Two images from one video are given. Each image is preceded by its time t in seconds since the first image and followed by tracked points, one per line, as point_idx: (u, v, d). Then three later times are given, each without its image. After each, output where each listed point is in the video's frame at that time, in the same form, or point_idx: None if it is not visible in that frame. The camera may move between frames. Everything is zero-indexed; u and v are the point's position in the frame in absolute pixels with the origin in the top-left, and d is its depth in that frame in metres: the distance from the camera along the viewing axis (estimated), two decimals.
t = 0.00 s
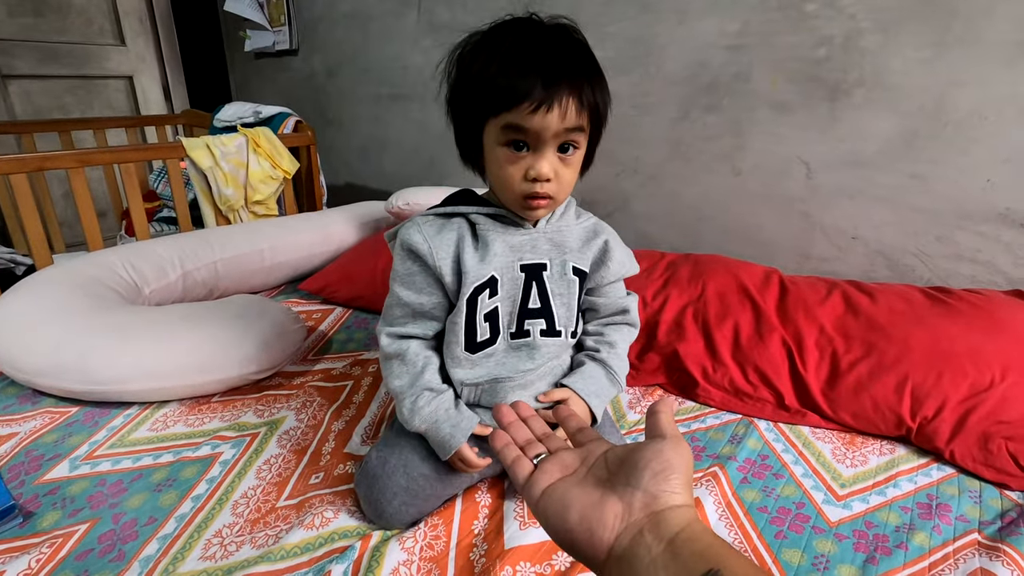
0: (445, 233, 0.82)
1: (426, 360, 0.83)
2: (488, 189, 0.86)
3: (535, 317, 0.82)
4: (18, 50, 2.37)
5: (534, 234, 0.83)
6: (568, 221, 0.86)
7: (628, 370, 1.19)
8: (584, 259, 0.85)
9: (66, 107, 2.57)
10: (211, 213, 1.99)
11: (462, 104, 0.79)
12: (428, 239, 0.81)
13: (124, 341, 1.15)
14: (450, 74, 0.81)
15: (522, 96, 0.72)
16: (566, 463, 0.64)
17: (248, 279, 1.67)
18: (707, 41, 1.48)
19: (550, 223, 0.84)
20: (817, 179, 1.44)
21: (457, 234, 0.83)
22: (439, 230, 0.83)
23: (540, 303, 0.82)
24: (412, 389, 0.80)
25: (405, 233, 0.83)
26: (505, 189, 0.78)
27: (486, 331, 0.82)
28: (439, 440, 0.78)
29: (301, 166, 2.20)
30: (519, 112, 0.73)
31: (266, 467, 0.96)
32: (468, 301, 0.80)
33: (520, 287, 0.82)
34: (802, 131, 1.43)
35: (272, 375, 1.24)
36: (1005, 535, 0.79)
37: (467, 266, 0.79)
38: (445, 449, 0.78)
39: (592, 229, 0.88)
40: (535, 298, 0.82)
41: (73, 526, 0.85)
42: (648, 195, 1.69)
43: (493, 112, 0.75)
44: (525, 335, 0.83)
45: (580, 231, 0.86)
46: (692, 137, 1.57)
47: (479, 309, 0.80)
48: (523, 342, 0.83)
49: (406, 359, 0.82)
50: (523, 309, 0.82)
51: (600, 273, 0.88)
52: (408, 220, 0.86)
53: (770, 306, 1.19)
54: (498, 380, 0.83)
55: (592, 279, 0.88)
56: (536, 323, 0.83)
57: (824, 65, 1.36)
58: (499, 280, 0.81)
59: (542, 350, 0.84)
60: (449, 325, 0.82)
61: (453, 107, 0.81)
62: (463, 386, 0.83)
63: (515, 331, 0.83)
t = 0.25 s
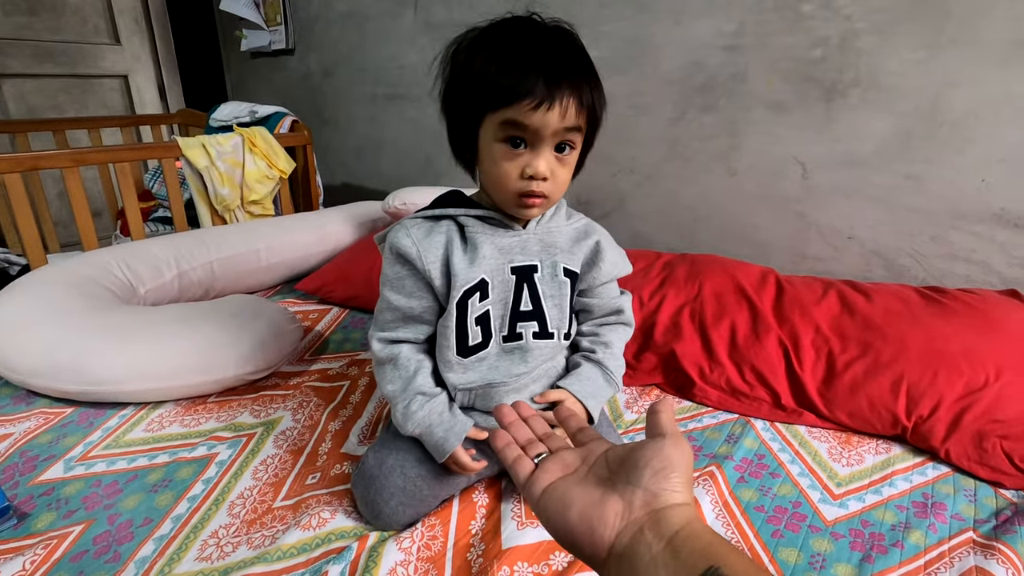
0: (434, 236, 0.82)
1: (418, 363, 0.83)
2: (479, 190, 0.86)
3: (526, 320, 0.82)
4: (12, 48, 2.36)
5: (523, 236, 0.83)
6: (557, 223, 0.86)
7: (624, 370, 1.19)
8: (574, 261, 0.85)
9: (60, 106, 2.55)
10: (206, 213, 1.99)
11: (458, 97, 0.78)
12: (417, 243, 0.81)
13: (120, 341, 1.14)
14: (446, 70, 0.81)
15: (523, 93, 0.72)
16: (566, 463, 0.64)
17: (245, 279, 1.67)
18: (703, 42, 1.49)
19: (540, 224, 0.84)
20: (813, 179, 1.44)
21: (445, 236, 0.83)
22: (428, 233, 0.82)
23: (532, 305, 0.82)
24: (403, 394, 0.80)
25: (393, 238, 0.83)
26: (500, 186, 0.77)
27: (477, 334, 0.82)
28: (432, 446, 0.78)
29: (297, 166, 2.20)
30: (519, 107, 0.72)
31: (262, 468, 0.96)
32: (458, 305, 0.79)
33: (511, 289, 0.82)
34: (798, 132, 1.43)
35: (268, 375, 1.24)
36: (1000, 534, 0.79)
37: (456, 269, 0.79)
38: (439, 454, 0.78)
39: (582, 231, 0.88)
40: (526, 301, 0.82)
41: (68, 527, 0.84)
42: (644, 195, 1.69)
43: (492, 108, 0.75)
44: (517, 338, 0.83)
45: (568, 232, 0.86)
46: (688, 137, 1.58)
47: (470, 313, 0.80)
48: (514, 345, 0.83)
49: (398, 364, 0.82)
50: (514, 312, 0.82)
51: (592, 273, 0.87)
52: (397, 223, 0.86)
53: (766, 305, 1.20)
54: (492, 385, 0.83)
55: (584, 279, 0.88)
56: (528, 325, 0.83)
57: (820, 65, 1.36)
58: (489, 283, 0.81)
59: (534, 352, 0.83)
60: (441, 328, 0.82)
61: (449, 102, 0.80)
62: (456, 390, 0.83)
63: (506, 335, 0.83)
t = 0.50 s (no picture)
0: (428, 237, 0.83)
1: (414, 364, 0.83)
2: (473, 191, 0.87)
3: (521, 320, 0.83)
4: (7, 49, 2.35)
5: (517, 236, 0.84)
6: (553, 222, 0.86)
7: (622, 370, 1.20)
8: (570, 261, 0.85)
9: (56, 107, 2.54)
10: (203, 214, 1.98)
11: (446, 99, 0.79)
12: (412, 245, 0.82)
13: (116, 343, 1.14)
14: (434, 72, 0.81)
15: (509, 96, 0.73)
16: (564, 459, 0.64)
17: (241, 280, 1.67)
18: (699, 42, 1.49)
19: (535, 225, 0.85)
20: (809, 178, 1.45)
21: (440, 238, 0.83)
22: (423, 234, 0.83)
23: (527, 305, 0.83)
24: (400, 395, 0.81)
25: (389, 239, 0.83)
26: (491, 189, 0.78)
27: (473, 335, 0.82)
28: (429, 446, 0.79)
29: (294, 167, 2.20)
30: (506, 111, 0.73)
31: (259, 469, 0.96)
32: (452, 306, 0.80)
33: (506, 289, 0.82)
34: (794, 131, 1.43)
35: (264, 376, 1.23)
36: (995, 531, 0.80)
37: (450, 269, 0.80)
38: (436, 455, 0.78)
39: (579, 232, 0.88)
40: (521, 301, 0.82)
41: (64, 530, 0.84)
42: (642, 195, 1.69)
43: (478, 112, 0.75)
44: (512, 338, 0.83)
45: (562, 231, 0.86)
46: (684, 137, 1.58)
47: (465, 314, 0.81)
48: (510, 346, 0.83)
49: (394, 365, 0.83)
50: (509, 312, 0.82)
51: (588, 273, 0.88)
52: (392, 224, 0.86)
53: (762, 304, 1.20)
54: (487, 386, 0.82)
55: (580, 280, 0.88)
56: (523, 326, 0.83)
57: (815, 66, 1.36)
58: (484, 283, 0.81)
59: (529, 352, 0.83)
60: (436, 329, 0.82)
61: (438, 105, 0.80)
62: (453, 391, 0.83)
63: (502, 335, 0.83)
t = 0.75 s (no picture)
0: (414, 243, 0.85)
1: (401, 366, 0.85)
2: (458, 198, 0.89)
3: (506, 322, 0.85)
4: None
5: (501, 241, 0.86)
6: (536, 227, 0.89)
7: (608, 368, 1.22)
8: (552, 265, 0.89)
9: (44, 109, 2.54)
10: (193, 216, 1.99)
11: (431, 109, 0.81)
12: (398, 251, 0.84)
13: (108, 347, 1.15)
14: (420, 82, 0.83)
15: (490, 107, 0.75)
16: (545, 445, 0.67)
17: (232, 283, 1.68)
18: (682, 45, 1.52)
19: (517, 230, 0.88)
20: (791, 179, 1.48)
21: (425, 244, 0.85)
22: (409, 240, 0.85)
23: (510, 309, 0.85)
24: (389, 397, 0.83)
25: (376, 245, 0.85)
26: (473, 197, 0.80)
27: (458, 337, 0.84)
28: (417, 446, 0.82)
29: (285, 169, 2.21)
30: (487, 121, 0.75)
31: (251, 470, 0.98)
32: (438, 310, 0.83)
33: (490, 293, 0.85)
34: (776, 133, 1.46)
35: (256, 378, 1.25)
36: (962, 520, 0.83)
37: (435, 274, 0.83)
38: (424, 454, 0.82)
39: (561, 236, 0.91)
40: (505, 305, 0.85)
41: (60, 531, 0.86)
42: (628, 195, 1.72)
43: (461, 123, 0.77)
44: (496, 341, 0.85)
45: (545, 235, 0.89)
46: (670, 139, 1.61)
47: (450, 317, 0.83)
48: (494, 348, 0.85)
49: (382, 367, 0.85)
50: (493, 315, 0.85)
51: (570, 277, 0.91)
52: (379, 230, 0.88)
53: (744, 303, 1.23)
54: (473, 387, 0.85)
55: (562, 283, 0.91)
56: (507, 329, 0.85)
57: (795, 68, 1.39)
58: (468, 287, 0.84)
59: (513, 354, 0.86)
60: (422, 331, 0.85)
61: (423, 114, 0.83)
62: (439, 392, 0.86)
63: (486, 338, 0.85)
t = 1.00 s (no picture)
0: (405, 260, 0.89)
1: (393, 378, 0.89)
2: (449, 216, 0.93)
3: (494, 338, 0.88)
4: None
5: (490, 259, 0.90)
6: (523, 246, 0.93)
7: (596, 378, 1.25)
8: (539, 281, 0.92)
9: (46, 117, 2.57)
10: (193, 226, 2.02)
11: (423, 131, 0.84)
12: (390, 269, 0.88)
13: (109, 357, 1.18)
14: (413, 105, 0.86)
15: (480, 132, 0.78)
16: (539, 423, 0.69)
17: (230, 293, 1.71)
18: (672, 61, 1.55)
19: (506, 249, 0.91)
20: (778, 192, 1.51)
21: (416, 261, 0.89)
22: (401, 258, 0.89)
23: (498, 324, 0.88)
24: (380, 408, 0.87)
25: (370, 262, 0.90)
26: (463, 216, 0.83)
27: (447, 351, 0.87)
28: (407, 455, 0.84)
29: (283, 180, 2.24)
30: (477, 145, 0.78)
31: (247, 478, 1.00)
32: (428, 325, 0.86)
33: (479, 309, 0.88)
34: (763, 147, 1.49)
35: (253, 388, 1.28)
36: (935, 530, 0.86)
37: (426, 292, 0.86)
38: (413, 464, 0.84)
39: (548, 254, 0.95)
40: (493, 320, 0.88)
41: (60, 538, 0.88)
42: (620, 207, 1.75)
43: (452, 146, 0.80)
44: (485, 355, 0.88)
45: (532, 252, 0.94)
46: (660, 152, 1.64)
47: (440, 332, 0.86)
48: (482, 362, 0.88)
49: (374, 380, 0.88)
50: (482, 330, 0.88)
51: (557, 294, 0.94)
52: (373, 248, 0.92)
53: (730, 315, 1.25)
54: (461, 399, 0.86)
55: (549, 299, 0.94)
56: (495, 343, 0.88)
57: (782, 85, 1.43)
58: (458, 303, 0.87)
59: (501, 368, 0.88)
60: (413, 345, 0.88)
61: (416, 135, 0.86)
62: (428, 404, 0.88)
63: (475, 352, 0.88)
